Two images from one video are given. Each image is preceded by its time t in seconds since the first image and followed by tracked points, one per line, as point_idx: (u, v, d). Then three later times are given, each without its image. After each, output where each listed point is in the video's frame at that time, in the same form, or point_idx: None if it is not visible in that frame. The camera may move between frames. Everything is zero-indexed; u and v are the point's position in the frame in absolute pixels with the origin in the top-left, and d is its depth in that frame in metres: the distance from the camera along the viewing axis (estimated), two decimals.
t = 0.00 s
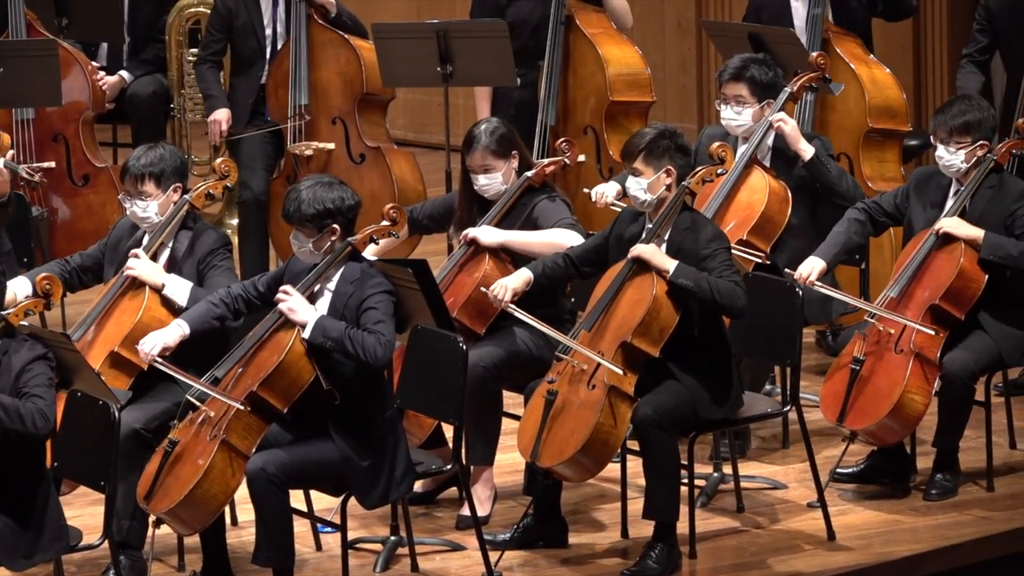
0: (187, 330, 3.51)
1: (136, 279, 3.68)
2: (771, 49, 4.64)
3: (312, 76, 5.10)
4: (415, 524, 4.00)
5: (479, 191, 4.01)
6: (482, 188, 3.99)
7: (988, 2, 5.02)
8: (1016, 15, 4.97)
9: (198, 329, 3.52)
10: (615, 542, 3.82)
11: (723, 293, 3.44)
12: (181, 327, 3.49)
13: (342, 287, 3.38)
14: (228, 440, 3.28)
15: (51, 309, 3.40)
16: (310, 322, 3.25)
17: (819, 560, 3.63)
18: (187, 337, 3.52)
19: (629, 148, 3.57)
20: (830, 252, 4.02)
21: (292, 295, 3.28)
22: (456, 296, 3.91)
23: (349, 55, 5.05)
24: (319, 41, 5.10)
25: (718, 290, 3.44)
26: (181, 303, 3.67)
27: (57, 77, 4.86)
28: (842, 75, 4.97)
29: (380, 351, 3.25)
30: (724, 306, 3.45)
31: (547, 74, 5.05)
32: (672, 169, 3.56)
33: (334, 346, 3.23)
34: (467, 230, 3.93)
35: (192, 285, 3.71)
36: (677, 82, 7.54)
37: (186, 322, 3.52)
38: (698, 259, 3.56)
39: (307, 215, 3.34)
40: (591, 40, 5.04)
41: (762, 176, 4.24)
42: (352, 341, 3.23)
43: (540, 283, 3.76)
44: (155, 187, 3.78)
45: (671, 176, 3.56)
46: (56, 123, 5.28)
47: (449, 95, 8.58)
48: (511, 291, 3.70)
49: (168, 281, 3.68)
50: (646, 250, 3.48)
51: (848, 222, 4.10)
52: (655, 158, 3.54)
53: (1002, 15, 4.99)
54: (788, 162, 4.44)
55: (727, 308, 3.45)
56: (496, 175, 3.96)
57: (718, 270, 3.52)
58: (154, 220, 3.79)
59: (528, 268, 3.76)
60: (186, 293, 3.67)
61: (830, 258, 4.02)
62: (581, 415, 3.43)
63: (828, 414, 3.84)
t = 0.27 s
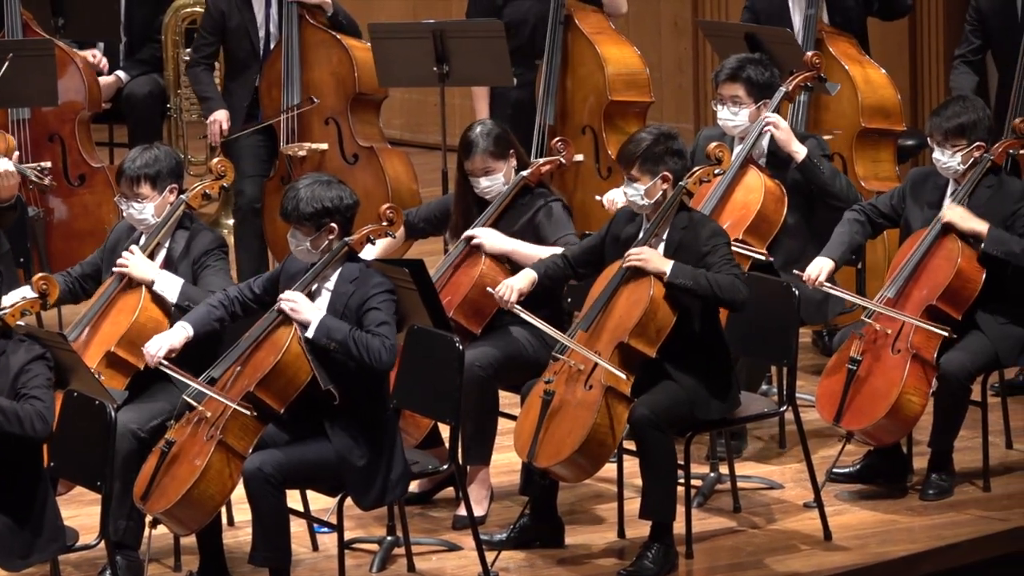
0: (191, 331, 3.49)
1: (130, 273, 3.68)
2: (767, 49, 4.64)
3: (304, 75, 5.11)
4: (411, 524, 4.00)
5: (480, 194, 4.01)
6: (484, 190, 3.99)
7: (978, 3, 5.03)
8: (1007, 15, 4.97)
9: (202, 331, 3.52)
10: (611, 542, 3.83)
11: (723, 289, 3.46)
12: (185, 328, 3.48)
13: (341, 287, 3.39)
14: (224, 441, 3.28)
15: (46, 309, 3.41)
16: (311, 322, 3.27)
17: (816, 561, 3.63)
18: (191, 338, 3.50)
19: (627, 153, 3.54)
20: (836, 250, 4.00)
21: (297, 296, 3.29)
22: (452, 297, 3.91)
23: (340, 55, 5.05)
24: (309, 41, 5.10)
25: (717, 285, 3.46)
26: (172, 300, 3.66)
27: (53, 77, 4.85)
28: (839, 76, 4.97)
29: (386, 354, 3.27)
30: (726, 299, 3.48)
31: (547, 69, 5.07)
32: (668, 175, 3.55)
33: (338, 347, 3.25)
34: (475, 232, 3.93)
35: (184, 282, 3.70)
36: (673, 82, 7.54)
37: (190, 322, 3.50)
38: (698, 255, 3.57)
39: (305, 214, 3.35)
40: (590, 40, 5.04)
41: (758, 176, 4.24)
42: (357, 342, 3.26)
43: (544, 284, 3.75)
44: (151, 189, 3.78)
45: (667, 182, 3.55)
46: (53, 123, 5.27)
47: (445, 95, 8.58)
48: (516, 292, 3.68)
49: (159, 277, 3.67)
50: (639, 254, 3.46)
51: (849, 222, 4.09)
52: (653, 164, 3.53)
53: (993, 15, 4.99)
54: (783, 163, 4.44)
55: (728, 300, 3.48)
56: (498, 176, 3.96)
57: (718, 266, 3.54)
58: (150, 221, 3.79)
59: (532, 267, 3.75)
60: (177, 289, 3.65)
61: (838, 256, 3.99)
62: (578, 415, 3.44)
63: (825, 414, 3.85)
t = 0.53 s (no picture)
0: (181, 334, 3.49)
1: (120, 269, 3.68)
2: (757, 49, 4.63)
3: (291, 77, 5.11)
4: (401, 524, 3.99)
5: (471, 191, 3.98)
6: (476, 187, 3.97)
7: (966, 6, 5.03)
8: (995, 16, 4.97)
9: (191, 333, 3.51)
10: (601, 543, 3.83)
11: (729, 266, 3.52)
12: (175, 331, 3.47)
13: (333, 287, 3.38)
14: (213, 442, 3.27)
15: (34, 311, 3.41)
16: (324, 296, 3.26)
17: (805, 561, 3.63)
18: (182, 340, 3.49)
19: (615, 164, 3.58)
20: (836, 250, 3.99)
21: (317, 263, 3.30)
22: (442, 297, 3.91)
23: (327, 55, 5.05)
24: (295, 42, 5.10)
25: (725, 265, 3.51)
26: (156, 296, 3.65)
27: (43, 78, 4.84)
28: (829, 77, 4.97)
29: (387, 351, 3.28)
30: (728, 281, 3.52)
31: (537, 71, 5.06)
32: (656, 183, 3.55)
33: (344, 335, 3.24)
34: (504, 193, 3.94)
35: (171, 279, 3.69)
36: (663, 83, 7.55)
37: (180, 325, 3.49)
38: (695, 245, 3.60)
39: (293, 215, 3.35)
40: (581, 41, 5.04)
41: (748, 176, 4.24)
42: (364, 334, 3.25)
43: (537, 284, 3.76)
44: (141, 191, 3.78)
45: (656, 188, 3.55)
46: (42, 123, 5.25)
47: (435, 95, 8.58)
48: (512, 292, 3.69)
49: (147, 273, 3.67)
50: (658, 211, 3.50)
51: (843, 226, 4.08)
52: (642, 171, 3.55)
53: (981, 17, 4.99)
54: (772, 164, 4.45)
55: (732, 283, 3.52)
56: (491, 173, 3.95)
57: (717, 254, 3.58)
58: (140, 223, 3.79)
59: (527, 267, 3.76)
60: (164, 287, 3.65)
61: (836, 257, 3.97)
62: (567, 416, 3.43)
63: (815, 414, 3.85)
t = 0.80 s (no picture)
0: (172, 338, 3.47)
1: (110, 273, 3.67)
2: (744, 49, 4.63)
3: (278, 77, 5.10)
4: (388, 524, 3.99)
5: (458, 188, 3.98)
6: (463, 184, 3.96)
7: (952, 7, 5.03)
8: (982, 15, 4.96)
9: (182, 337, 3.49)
10: (587, 543, 3.83)
11: (726, 260, 3.54)
12: (166, 335, 3.45)
13: (323, 287, 3.38)
14: (200, 442, 3.26)
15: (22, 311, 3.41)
16: (311, 304, 3.27)
17: (791, 561, 3.64)
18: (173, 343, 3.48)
19: (604, 172, 3.56)
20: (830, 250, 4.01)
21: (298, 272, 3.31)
22: (428, 296, 3.91)
23: (313, 55, 5.04)
24: (282, 42, 5.09)
25: (726, 261, 3.54)
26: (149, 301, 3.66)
27: (28, 78, 4.83)
28: (817, 76, 4.97)
29: (378, 346, 3.28)
30: (727, 276, 3.55)
31: (525, 72, 5.07)
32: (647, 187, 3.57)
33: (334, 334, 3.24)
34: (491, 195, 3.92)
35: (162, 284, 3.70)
36: (650, 83, 7.55)
37: (170, 329, 3.48)
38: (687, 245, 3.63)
39: (280, 217, 3.34)
40: (568, 41, 5.04)
41: (735, 176, 4.25)
42: (352, 330, 3.25)
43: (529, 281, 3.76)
44: (129, 192, 3.77)
45: (647, 194, 3.55)
46: (28, 123, 5.25)
47: (423, 96, 8.58)
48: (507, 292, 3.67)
49: (139, 278, 3.67)
50: (653, 208, 3.51)
51: (833, 227, 4.10)
52: (633, 177, 3.55)
53: (969, 18, 4.99)
54: (759, 165, 4.46)
55: (731, 277, 3.55)
56: (479, 171, 3.94)
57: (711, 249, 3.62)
58: (128, 223, 3.78)
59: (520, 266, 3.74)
60: (156, 292, 3.66)
61: (832, 257, 3.99)
62: (556, 417, 3.43)
63: (802, 414, 3.85)
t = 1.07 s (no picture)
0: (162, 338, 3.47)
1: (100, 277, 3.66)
2: (725, 49, 4.62)
3: (260, 77, 5.10)
4: (369, 524, 3.99)
5: (441, 192, 3.99)
6: (445, 188, 3.97)
7: (936, 7, 4.95)
8: (966, 14, 4.89)
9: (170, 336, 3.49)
10: (568, 542, 3.83)
11: (706, 276, 3.54)
12: (156, 335, 3.45)
13: (304, 289, 3.37)
14: (181, 442, 3.26)
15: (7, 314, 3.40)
16: (290, 308, 3.26)
17: (772, 560, 3.64)
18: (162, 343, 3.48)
19: (592, 175, 3.53)
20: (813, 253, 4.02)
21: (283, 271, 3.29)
22: (410, 297, 3.90)
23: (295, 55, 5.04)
24: (265, 40, 5.09)
25: (702, 278, 3.54)
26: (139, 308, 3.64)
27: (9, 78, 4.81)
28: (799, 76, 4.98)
29: (352, 356, 3.28)
30: (706, 293, 3.55)
31: (507, 74, 5.05)
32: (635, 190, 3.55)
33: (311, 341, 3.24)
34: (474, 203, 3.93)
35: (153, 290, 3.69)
36: (631, 82, 7.55)
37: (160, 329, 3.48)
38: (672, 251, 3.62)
39: (257, 220, 3.31)
40: (550, 41, 5.04)
41: (716, 177, 4.28)
42: (327, 342, 3.25)
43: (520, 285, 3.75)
44: (111, 192, 3.76)
45: (635, 195, 3.55)
46: (8, 123, 5.23)
47: (404, 96, 8.57)
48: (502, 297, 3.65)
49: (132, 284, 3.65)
50: (638, 215, 3.52)
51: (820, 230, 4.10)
52: (622, 179, 3.53)
53: (953, 16, 4.91)
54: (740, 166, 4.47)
55: (710, 294, 3.55)
56: (460, 174, 3.95)
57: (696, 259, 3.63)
58: (110, 224, 3.78)
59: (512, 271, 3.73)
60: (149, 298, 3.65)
61: (825, 260, 4.00)
62: (540, 419, 3.43)
63: (783, 414, 3.86)
